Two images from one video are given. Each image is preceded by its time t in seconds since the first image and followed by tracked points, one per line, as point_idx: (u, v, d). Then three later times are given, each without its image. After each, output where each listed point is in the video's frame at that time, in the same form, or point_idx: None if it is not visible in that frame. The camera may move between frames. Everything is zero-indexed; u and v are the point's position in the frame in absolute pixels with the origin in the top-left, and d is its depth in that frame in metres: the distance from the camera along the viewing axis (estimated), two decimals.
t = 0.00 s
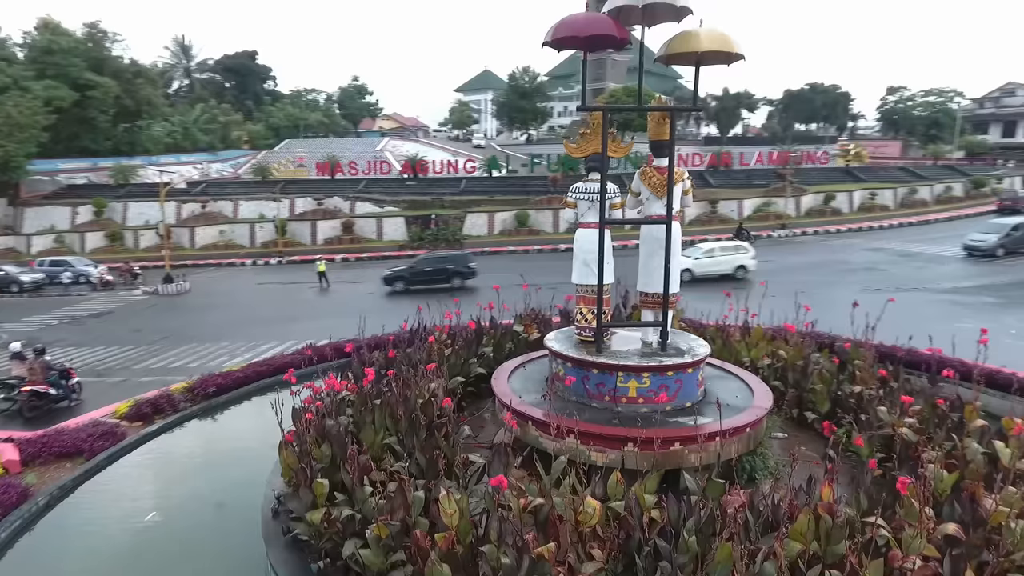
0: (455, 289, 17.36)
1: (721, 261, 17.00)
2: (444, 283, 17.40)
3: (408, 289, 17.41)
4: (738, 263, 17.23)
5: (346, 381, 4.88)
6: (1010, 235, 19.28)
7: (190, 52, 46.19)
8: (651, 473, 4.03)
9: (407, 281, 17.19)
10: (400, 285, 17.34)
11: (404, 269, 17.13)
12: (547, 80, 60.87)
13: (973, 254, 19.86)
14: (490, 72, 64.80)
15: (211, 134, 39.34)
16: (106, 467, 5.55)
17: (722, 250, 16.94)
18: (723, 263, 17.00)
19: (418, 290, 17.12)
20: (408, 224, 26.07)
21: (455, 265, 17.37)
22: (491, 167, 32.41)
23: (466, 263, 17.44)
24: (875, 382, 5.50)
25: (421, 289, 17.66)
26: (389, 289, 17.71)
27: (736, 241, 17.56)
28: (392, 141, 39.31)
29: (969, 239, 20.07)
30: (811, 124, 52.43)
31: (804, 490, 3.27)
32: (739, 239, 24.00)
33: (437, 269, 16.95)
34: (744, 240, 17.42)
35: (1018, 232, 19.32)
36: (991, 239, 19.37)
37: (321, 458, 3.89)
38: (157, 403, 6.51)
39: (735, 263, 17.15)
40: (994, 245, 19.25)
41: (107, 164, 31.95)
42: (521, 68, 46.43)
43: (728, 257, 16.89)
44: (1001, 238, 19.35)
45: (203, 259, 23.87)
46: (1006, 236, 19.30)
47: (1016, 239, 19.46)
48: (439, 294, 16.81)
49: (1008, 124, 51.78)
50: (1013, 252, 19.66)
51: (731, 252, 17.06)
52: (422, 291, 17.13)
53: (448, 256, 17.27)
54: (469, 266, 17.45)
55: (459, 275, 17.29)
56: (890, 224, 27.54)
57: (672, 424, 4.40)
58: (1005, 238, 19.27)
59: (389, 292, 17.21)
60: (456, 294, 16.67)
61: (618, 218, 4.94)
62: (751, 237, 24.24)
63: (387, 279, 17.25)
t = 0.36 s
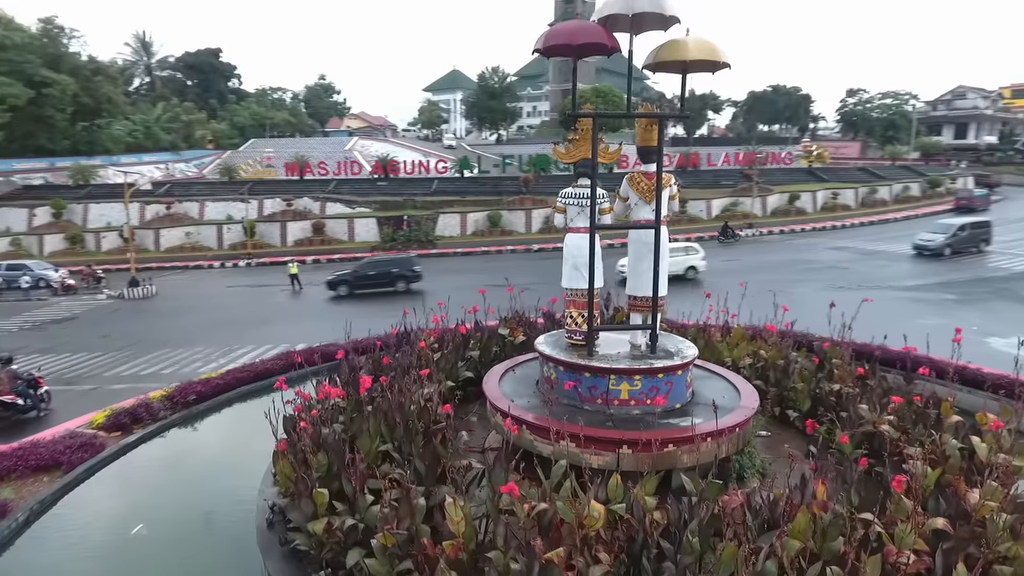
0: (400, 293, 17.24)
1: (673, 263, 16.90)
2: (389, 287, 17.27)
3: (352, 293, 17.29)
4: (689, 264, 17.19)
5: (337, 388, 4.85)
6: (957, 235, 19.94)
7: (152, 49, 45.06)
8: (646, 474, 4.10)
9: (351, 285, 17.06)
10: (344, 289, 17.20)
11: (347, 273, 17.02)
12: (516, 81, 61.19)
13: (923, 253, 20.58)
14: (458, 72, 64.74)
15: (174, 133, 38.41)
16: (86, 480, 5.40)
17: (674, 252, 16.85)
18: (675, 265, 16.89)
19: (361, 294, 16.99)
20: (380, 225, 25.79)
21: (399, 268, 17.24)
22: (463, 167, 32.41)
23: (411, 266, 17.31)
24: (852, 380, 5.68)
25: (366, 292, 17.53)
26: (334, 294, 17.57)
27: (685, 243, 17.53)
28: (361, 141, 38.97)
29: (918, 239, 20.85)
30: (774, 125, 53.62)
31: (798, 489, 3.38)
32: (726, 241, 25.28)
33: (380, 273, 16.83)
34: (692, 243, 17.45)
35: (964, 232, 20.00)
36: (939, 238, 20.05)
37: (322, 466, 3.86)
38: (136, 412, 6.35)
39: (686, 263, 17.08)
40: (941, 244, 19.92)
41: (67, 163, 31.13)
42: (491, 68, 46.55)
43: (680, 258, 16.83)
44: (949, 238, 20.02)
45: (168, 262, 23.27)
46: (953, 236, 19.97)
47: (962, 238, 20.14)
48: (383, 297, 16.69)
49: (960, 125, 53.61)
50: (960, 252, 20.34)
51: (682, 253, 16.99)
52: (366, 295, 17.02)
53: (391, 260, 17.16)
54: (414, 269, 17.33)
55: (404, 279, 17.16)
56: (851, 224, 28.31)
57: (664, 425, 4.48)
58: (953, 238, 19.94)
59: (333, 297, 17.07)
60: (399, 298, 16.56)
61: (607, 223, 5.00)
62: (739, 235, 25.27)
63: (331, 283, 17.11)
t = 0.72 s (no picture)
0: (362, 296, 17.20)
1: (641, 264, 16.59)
2: (350, 291, 17.21)
3: (313, 297, 17.11)
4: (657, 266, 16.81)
5: (335, 395, 4.83)
6: (925, 236, 20.36)
7: (126, 48, 44.30)
8: (647, 477, 4.14)
9: (311, 289, 16.89)
10: (305, 293, 17.03)
11: (308, 276, 16.84)
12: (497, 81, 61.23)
13: (892, 253, 20.95)
14: (439, 72, 64.61)
15: (150, 133, 37.77)
16: (76, 490, 5.29)
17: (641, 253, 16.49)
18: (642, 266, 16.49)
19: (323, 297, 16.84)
20: (363, 227, 25.42)
21: (361, 272, 17.19)
22: (446, 167, 32.30)
23: (372, 270, 17.30)
24: (841, 380, 5.79)
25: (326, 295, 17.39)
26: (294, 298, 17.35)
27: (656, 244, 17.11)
28: (342, 142, 38.72)
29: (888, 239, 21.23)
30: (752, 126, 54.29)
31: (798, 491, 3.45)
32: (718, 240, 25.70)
33: (342, 276, 16.75)
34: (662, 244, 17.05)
35: (932, 232, 20.41)
36: (909, 239, 20.45)
37: (323, 473, 3.84)
38: (124, 420, 6.23)
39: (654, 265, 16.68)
40: (910, 245, 20.32)
41: (40, 163, 30.58)
42: (472, 68, 46.55)
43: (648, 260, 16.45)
44: (917, 238, 20.44)
45: (146, 264, 22.89)
46: (922, 236, 20.37)
47: (930, 239, 20.54)
48: (346, 302, 16.62)
49: (932, 126, 54.69)
50: (928, 252, 20.75)
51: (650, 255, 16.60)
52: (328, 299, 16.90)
53: (353, 263, 17.08)
54: (375, 272, 17.31)
55: (366, 282, 17.13)
56: (830, 224, 28.72)
57: (663, 427, 4.54)
58: (920, 238, 20.36)
59: (294, 300, 16.85)
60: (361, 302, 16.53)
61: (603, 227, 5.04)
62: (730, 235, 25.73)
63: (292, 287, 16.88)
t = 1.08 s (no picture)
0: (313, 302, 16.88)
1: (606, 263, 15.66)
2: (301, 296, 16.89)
3: (262, 303, 16.75)
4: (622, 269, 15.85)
5: (337, 405, 4.81)
6: (888, 236, 20.83)
7: (97, 45, 43.35)
8: (649, 482, 4.20)
9: (260, 295, 16.52)
10: (254, 298, 16.66)
11: (257, 281, 16.47)
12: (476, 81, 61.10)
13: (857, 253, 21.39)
14: (416, 72, 64.31)
15: (123, 132, 36.98)
16: (67, 504, 5.19)
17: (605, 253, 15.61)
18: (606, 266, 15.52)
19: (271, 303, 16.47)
20: (344, 228, 25.23)
21: (312, 277, 16.88)
22: (426, 168, 32.14)
23: (324, 275, 17.00)
24: (830, 382, 5.92)
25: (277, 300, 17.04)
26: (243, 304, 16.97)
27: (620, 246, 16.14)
28: (320, 142, 38.35)
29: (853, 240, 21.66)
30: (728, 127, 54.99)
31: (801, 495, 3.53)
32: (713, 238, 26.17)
33: (292, 281, 16.43)
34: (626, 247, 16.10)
35: (895, 233, 20.91)
36: (872, 240, 20.88)
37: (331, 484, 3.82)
38: (114, 430, 6.09)
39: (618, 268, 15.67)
40: (874, 245, 20.76)
41: (9, 164, 29.87)
42: (450, 68, 46.43)
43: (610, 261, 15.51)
44: (881, 239, 20.89)
45: (121, 267, 22.44)
46: (885, 237, 20.83)
47: (894, 240, 21.04)
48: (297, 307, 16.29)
49: (901, 127, 55.85)
50: (891, 252, 21.24)
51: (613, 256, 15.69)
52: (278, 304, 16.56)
53: (303, 268, 16.76)
54: (327, 277, 17.03)
55: (317, 288, 16.82)
56: (806, 224, 29.17)
57: (663, 432, 4.60)
58: (884, 239, 20.81)
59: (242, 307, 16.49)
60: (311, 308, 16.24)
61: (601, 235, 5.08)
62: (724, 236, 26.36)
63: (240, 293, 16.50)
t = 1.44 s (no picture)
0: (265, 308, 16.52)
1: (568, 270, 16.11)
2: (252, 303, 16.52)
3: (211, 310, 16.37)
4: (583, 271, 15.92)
5: (339, 415, 4.80)
6: (856, 238, 21.26)
7: (67, 43, 42.33)
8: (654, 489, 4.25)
9: (210, 302, 16.13)
10: (203, 305, 16.28)
11: (205, 289, 16.06)
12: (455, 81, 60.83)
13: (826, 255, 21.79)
14: (395, 71, 63.92)
15: (96, 132, 36.17)
16: (61, 518, 5.11)
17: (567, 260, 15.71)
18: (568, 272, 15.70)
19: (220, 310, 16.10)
20: (325, 230, 25.03)
21: (262, 283, 16.49)
22: (407, 169, 31.96)
23: (275, 281, 16.61)
24: (821, 384, 6.05)
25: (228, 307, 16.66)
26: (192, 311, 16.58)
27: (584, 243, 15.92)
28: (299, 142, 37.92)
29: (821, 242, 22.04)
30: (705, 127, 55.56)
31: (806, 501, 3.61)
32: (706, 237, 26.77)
33: (241, 289, 16.06)
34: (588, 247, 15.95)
35: (862, 235, 21.35)
36: (839, 242, 21.30)
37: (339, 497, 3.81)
38: (106, 441, 5.99)
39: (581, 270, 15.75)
40: (842, 246, 21.18)
41: None
42: (429, 69, 46.24)
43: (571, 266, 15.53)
44: (849, 241, 21.31)
45: (97, 271, 21.97)
46: (852, 238, 21.28)
47: (861, 241, 21.48)
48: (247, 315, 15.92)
49: (873, 128, 56.95)
50: (858, 254, 21.69)
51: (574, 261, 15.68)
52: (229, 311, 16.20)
53: (252, 275, 16.38)
54: (279, 284, 16.66)
55: (267, 294, 16.44)
56: (784, 224, 29.61)
57: (664, 438, 4.67)
58: (851, 241, 21.25)
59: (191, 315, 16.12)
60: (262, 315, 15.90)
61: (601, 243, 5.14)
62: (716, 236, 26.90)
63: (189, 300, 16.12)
